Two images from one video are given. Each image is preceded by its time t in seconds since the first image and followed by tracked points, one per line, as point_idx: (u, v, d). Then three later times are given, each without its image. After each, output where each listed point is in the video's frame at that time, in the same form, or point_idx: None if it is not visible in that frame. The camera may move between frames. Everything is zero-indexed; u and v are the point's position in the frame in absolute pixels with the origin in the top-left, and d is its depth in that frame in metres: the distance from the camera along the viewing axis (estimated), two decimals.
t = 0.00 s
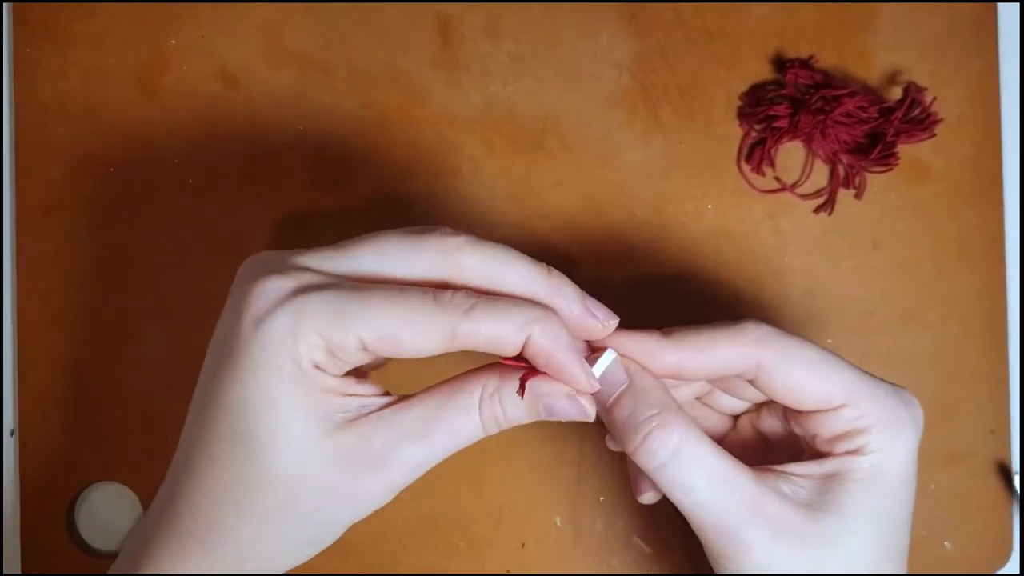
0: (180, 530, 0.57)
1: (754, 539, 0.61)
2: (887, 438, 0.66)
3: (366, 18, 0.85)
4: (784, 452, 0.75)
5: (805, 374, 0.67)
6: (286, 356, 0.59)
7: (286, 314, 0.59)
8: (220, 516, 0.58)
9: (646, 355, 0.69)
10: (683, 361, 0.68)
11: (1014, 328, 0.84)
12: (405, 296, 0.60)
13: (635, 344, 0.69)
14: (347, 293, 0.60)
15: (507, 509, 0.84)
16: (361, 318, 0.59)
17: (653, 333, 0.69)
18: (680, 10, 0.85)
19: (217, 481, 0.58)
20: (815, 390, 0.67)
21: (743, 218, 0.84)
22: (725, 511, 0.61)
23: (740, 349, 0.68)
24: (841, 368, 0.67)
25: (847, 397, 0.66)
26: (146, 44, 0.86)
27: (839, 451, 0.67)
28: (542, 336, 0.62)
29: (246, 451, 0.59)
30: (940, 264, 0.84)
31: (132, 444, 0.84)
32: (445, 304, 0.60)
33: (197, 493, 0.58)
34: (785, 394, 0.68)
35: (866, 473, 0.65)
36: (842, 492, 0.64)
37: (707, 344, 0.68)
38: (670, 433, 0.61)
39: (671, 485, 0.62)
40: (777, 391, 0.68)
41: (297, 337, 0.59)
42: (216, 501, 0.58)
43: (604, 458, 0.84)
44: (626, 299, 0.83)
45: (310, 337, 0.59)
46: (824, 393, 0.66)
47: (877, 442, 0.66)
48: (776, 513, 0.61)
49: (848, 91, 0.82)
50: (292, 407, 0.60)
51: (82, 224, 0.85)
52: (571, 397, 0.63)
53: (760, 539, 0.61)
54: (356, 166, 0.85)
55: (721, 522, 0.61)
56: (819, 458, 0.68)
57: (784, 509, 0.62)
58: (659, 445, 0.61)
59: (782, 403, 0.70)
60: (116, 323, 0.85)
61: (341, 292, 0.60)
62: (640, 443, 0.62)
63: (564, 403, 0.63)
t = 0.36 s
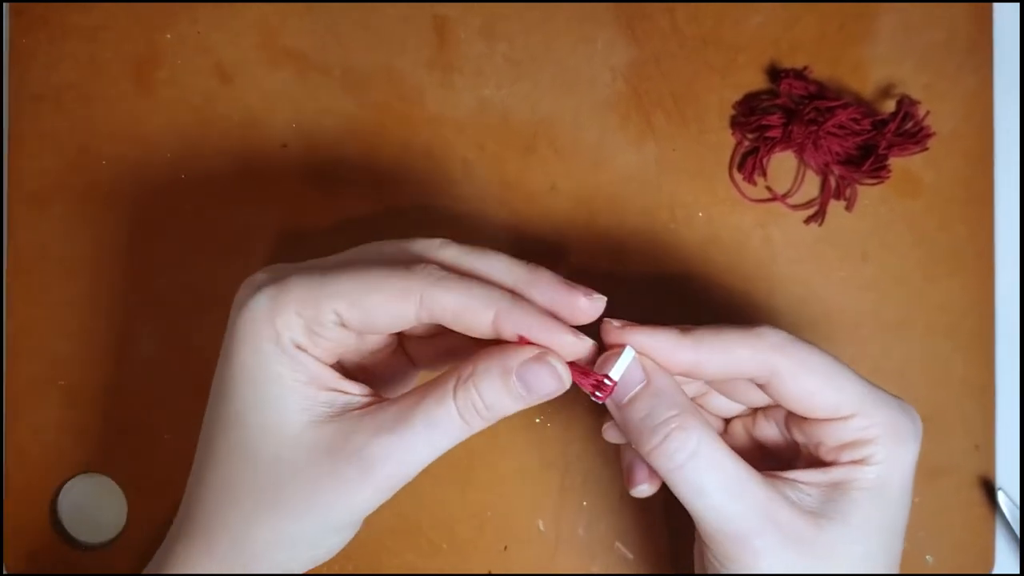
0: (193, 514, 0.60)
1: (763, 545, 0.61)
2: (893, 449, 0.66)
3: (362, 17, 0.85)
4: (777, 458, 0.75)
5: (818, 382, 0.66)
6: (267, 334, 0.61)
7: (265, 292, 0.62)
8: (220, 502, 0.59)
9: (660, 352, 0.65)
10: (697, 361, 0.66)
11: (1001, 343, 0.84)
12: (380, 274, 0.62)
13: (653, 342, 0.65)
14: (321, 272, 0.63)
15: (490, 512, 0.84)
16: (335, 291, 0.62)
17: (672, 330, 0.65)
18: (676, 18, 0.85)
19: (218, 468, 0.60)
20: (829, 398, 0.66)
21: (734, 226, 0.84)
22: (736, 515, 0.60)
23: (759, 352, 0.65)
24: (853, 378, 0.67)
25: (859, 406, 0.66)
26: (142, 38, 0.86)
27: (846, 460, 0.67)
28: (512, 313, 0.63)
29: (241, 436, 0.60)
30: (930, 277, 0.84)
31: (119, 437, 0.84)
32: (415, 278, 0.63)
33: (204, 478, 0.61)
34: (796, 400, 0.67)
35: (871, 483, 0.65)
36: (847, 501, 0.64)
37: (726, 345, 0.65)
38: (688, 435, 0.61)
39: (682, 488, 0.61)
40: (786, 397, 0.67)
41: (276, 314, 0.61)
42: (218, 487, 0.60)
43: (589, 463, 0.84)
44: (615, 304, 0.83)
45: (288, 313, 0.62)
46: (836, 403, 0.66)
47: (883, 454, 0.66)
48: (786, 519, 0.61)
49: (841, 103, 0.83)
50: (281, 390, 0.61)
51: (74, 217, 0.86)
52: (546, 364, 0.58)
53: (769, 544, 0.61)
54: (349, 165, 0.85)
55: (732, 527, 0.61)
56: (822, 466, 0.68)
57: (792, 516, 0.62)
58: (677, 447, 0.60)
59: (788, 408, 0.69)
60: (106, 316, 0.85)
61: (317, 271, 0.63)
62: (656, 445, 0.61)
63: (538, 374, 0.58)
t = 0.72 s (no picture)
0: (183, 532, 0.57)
1: (768, 540, 0.60)
2: (898, 443, 0.66)
3: (361, 20, 0.85)
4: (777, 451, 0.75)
5: (827, 378, 0.66)
6: (283, 352, 0.58)
7: (283, 305, 0.59)
8: (209, 528, 0.55)
9: (674, 345, 0.65)
10: (708, 355, 0.66)
11: (1001, 344, 0.84)
12: (394, 241, 0.64)
13: (669, 335, 0.64)
14: (342, 267, 0.62)
15: (491, 514, 0.84)
16: (359, 280, 0.61)
17: (688, 322, 0.65)
18: (675, 20, 0.85)
19: (213, 493, 0.56)
20: (838, 393, 0.66)
21: (733, 228, 0.84)
22: (744, 510, 0.59)
23: (772, 347, 0.65)
24: (862, 375, 0.67)
25: (865, 400, 0.66)
26: (141, 41, 0.86)
27: (850, 454, 0.67)
28: (522, 253, 0.68)
29: (239, 463, 0.56)
30: (929, 278, 0.84)
31: (119, 441, 0.84)
32: (429, 233, 0.66)
33: (198, 500, 0.57)
34: (804, 395, 0.67)
35: (874, 478, 0.65)
36: (851, 496, 0.64)
37: (739, 339, 0.65)
38: (696, 430, 0.59)
39: (689, 483, 0.60)
40: (794, 392, 0.67)
41: (299, 324, 0.58)
42: (210, 512, 0.56)
43: (589, 465, 0.84)
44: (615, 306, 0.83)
45: (309, 326, 0.59)
46: (843, 398, 0.66)
47: (887, 450, 0.66)
48: (791, 514, 0.61)
49: (840, 104, 0.83)
50: (285, 419, 0.56)
51: (73, 220, 0.85)
52: (549, 393, 0.52)
53: (774, 540, 0.60)
54: (348, 168, 0.85)
55: (739, 522, 0.60)
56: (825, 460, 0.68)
57: (797, 510, 0.61)
58: (684, 441, 0.59)
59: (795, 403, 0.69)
60: (106, 320, 0.85)
61: (336, 267, 0.62)
62: (662, 439, 0.60)
63: (543, 403, 0.52)
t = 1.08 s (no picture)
0: (186, 524, 0.56)
1: (757, 549, 0.60)
2: (899, 455, 0.65)
3: (364, 19, 0.85)
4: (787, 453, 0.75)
5: (834, 378, 0.65)
6: (293, 331, 0.61)
7: (293, 287, 0.63)
8: (219, 510, 0.55)
9: (678, 342, 0.66)
10: (712, 346, 0.66)
11: (1007, 332, 0.84)
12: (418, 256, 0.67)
13: (669, 336, 0.65)
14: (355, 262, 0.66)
15: (499, 511, 0.84)
16: (374, 277, 0.65)
17: (689, 318, 0.66)
18: (676, 14, 0.85)
19: (222, 474, 0.57)
20: (843, 395, 0.65)
21: (738, 221, 0.84)
22: (730, 519, 0.60)
23: (778, 342, 0.65)
24: (868, 377, 0.66)
25: (867, 407, 0.65)
26: (143, 43, 0.86)
27: (850, 464, 0.66)
28: (536, 308, 0.67)
29: (250, 441, 0.57)
30: (935, 269, 0.84)
31: (126, 443, 0.84)
32: (451, 258, 0.67)
33: (205, 485, 0.57)
34: (811, 394, 0.66)
35: (871, 490, 0.64)
36: (846, 507, 0.63)
37: (740, 332, 0.66)
38: (680, 437, 0.60)
39: (676, 488, 0.61)
40: (797, 389, 0.67)
41: (310, 305, 0.62)
42: (218, 493, 0.56)
43: (597, 460, 0.84)
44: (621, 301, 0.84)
45: (318, 307, 0.62)
46: (848, 402, 0.65)
47: (887, 461, 0.65)
48: (780, 525, 0.60)
49: (843, 96, 0.83)
50: (298, 395, 0.59)
51: (77, 223, 0.85)
52: (577, 364, 0.57)
53: (763, 550, 0.60)
54: (352, 167, 0.85)
55: (726, 529, 0.60)
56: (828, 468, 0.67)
57: (787, 519, 0.61)
58: (669, 446, 0.61)
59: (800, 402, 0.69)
60: (111, 322, 0.85)
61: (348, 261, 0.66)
62: (650, 444, 0.62)
63: (574, 378, 0.57)
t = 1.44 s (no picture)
0: (187, 525, 0.56)
1: (721, 567, 0.61)
2: (881, 496, 0.63)
3: (363, 21, 0.85)
4: (787, 464, 0.74)
5: (820, 414, 0.64)
6: (297, 332, 0.61)
7: (298, 287, 0.63)
8: (224, 508, 0.56)
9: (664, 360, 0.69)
10: (698, 366, 0.68)
11: (1011, 325, 0.84)
12: (422, 256, 0.67)
13: (653, 355, 0.69)
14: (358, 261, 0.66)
15: (505, 510, 0.84)
16: (380, 275, 0.65)
17: (675, 337, 0.69)
18: (676, 11, 0.85)
19: (225, 472, 0.57)
20: (830, 433, 0.64)
21: (740, 218, 0.84)
22: (696, 532, 0.61)
23: (765, 364, 0.66)
24: (858, 417, 0.64)
25: (855, 447, 0.64)
26: (143, 48, 0.86)
27: (828, 499, 0.65)
28: (543, 301, 0.67)
29: (253, 439, 0.57)
30: (938, 262, 0.84)
31: (131, 447, 0.84)
32: (456, 257, 0.68)
33: (206, 487, 0.57)
34: (798, 427, 0.66)
35: (847, 527, 0.63)
36: (818, 540, 0.62)
37: (728, 352, 0.67)
38: (652, 452, 0.62)
39: (648, 496, 0.63)
40: (783, 417, 0.66)
41: (317, 305, 0.62)
42: (222, 492, 0.56)
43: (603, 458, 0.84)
44: (624, 299, 0.84)
45: (326, 308, 0.63)
46: (830, 441, 0.64)
47: (867, 501, 0.63)
48: (745, 547, 0.61)
49: (844, 90, 0.83)
50: (301, 393, 0.59)
51: (80, 227, 0.85)
52: (571, 360, 0.58)
53: (727, 568, 0.61)
54: (353, 168, 0.85)
55: (695, 544, 0.62)
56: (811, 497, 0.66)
57: (752, 541, 0.61)
58: (641, 461, 0.63)
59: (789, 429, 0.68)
60: (115, 327, 0.85)
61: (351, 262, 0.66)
62: (626, 454, 0.64)
63: (567, 369, 0.58)
